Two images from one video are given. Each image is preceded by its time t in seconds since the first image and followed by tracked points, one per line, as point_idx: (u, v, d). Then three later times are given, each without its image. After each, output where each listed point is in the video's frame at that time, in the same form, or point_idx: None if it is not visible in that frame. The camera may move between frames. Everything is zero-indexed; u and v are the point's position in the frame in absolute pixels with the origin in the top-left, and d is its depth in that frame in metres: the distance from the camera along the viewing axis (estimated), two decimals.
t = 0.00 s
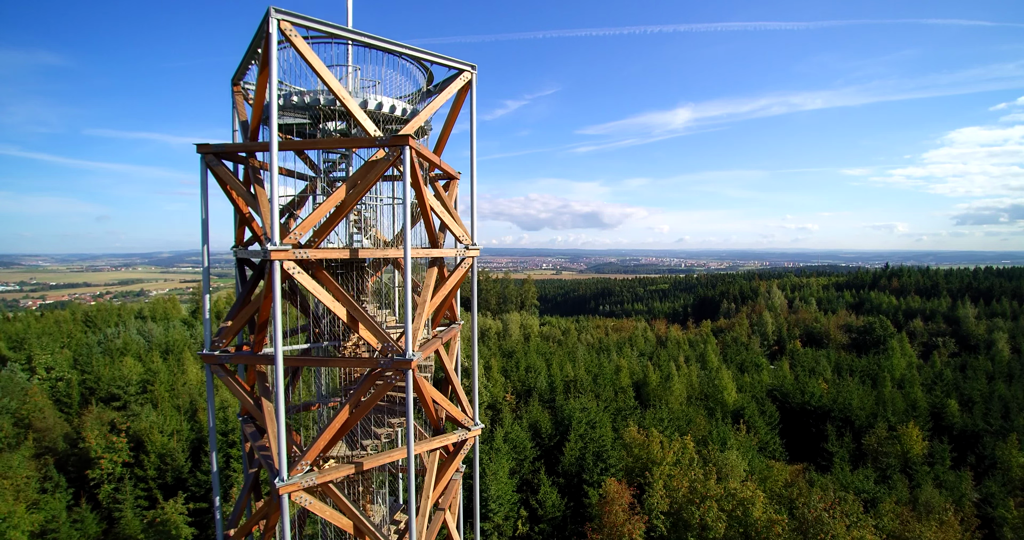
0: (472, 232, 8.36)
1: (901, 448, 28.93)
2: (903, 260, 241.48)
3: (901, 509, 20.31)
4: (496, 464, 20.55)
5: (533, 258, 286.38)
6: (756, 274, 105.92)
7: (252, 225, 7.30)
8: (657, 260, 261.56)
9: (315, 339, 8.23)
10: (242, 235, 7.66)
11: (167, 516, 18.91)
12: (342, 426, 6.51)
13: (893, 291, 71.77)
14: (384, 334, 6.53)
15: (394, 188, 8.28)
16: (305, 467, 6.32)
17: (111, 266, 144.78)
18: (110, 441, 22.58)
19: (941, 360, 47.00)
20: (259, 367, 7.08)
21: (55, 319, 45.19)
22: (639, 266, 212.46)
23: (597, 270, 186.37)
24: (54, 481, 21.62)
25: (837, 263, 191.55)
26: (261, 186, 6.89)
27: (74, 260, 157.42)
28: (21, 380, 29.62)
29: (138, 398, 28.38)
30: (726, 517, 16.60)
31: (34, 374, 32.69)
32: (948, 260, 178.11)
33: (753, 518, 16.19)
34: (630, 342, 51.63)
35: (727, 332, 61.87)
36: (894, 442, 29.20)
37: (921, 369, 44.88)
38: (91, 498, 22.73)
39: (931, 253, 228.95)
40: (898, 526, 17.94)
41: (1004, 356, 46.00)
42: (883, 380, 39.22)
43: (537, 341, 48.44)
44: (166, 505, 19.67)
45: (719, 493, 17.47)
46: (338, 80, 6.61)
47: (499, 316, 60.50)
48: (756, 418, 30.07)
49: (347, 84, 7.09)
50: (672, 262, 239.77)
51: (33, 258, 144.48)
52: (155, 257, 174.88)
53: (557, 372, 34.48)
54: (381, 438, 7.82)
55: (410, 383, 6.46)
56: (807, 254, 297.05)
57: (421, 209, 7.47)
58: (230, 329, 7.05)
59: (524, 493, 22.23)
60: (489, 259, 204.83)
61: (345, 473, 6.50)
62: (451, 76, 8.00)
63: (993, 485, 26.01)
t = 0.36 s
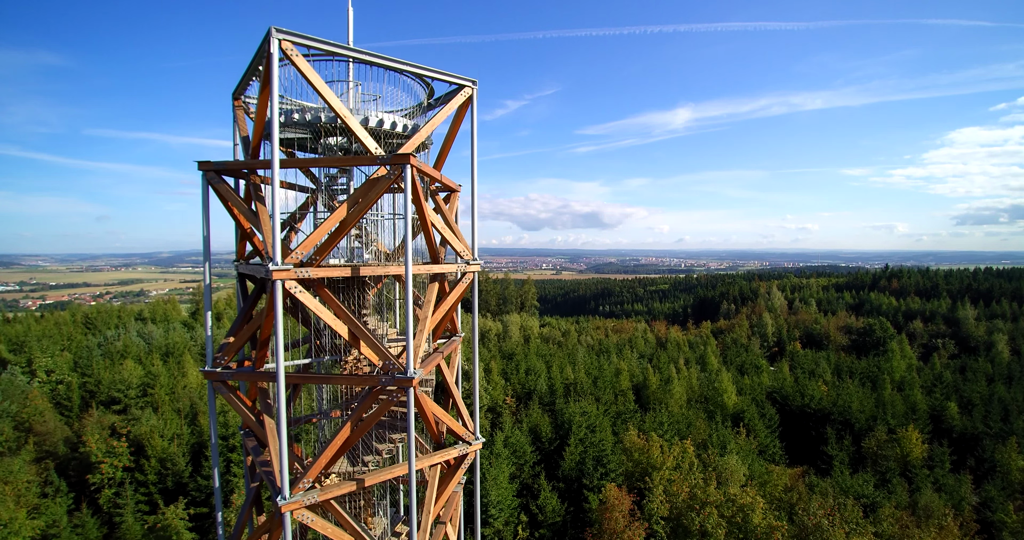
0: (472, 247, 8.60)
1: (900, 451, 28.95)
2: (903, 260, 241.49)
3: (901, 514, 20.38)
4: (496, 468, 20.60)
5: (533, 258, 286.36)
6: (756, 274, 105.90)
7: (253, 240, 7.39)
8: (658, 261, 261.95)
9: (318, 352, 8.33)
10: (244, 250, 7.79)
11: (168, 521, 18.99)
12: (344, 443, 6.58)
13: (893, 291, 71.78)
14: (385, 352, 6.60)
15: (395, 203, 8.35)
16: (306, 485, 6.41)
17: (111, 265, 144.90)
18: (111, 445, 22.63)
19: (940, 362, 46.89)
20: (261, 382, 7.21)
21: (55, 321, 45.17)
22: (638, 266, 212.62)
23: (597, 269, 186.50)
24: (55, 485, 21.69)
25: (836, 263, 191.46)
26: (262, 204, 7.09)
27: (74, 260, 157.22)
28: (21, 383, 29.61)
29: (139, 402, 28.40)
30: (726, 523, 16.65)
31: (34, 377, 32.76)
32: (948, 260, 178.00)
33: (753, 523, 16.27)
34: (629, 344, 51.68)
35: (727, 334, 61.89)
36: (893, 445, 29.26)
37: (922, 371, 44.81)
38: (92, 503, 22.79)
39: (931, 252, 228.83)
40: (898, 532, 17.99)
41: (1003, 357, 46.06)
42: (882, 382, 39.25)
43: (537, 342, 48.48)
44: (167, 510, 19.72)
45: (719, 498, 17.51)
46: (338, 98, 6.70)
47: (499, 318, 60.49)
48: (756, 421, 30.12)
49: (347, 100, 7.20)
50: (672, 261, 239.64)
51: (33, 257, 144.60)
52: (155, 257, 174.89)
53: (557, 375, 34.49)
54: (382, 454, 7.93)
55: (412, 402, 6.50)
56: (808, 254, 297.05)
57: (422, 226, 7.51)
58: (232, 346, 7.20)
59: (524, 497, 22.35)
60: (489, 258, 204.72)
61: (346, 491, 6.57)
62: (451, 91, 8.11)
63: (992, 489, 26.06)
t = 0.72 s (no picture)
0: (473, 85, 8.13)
1: (900, 453, 28.61)
2: (902, 262, 240.98)
3: (900, 520, 20.10)
4: (496, 470, 20.30)
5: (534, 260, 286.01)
6: (755, 274, 105.32)
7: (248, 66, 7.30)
8: (657, 259, 262.21)
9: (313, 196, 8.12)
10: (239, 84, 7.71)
11: (170, 526, 18.87)
12: (341, 241, 6.48)
13: (892, 293, 71.29)
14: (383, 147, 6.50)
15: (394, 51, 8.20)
16: (302, 276, 6.32)
17: (112, 265, 144.90)
18: (111, 449, 22.34)
19: (940, 364, 45.85)
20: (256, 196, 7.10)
21: (55, 322, 44.85)
22: (638, 266, 212.50)
23: (597, 269, 186.29)
24: (56, 489, 21.42)
25: (836, 266, 190.92)
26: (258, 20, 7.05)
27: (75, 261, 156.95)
28: (21, 386, 29.23)
29: (139, 404, 28.05)
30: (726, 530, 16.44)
31: (34, 381, 32.60)
32: (948, 263, 177.28)
33: (753, 530, 16.04)
34: (629, 345, 51.30)
35: (727, 334, 61.50)
36: (893, 448, 28.94)
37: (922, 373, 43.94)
38: (92, 507, 22.54)
39: (931, 254, 228.06)
40: None
41: (1004, 359, 45.61)
42: (882, 383, 38.82)
43: (537, 344, 48.08)
44: (167, 516, 19.50)
45: (718, 504, 17.26)
46: None
47: (499, 317, 60.09)
48: (756, 423, 29.77)
49: None
50: (672, 262, 239.25)
51: (34, 259, 144.51)
52: (155, 257, 174.61)
53: (557, 376, 34.11)
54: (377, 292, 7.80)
55: (408, 195, 6.48)
56: (807, 255, 296.51)
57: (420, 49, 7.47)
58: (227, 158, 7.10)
59: (523, 502, 22.17)
60: (489, 258, 204.32)
61: (340, 291, 6.54)
62: (452, 104, 7.97)
63: (991, 492, 25.64)
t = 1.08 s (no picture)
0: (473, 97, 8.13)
1: (900, 456, 28.60)
2: (902, 262, 240.92)
3: (900, 524, 20.12)
4: (495, 474, 20.31)
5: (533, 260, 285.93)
6: (754, 275, 105.24)
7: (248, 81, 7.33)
8: (657, 261, 261.85)
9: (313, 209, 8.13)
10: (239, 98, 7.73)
11: (170, 531, 18.88)
12: (341, 256, 6.50)
13: (892, 293, 71.22)
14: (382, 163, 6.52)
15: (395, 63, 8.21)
16: (301, 292, 6.33)
17: (111, 265, 144.79)
18: (111, 453, 22.35)
19: (939, 365, 45.87)
20: (255, 210, 7.12)
21: (55, 324, 44.81)
22: (638, 266, 212.70)
23: (597, 270, 186.31)
24: (56, 493, 21.43)
25: (835, 266, 190.83)
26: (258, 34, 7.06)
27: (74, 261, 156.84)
28: (22, 388, 29.23)
29: (139, 407, 28.04)
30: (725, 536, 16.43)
31: (34, 383, 32.53)
32: (947, 262, 177.22)
33: (752, 535, 16.03)
34: (628, 346, 51.27)
35: (727, 335, 61.49)
36: (892, 450, 28.93)
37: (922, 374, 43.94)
38: (93, 511, 22.54)
39: (931, 254, 227.93)
40: None
41: (1003, 360, 45.58)
42: (881, 385, 38.80)
43: (537, 345, 48.03)
44: (167, 520, 19.55)
45: (717, 509, 17.25)
46: None
47: (499, 318, 60.06)
48: (756, 426, 29.77)
49: None
50: (671, 262, 239.22)
51: (33, 259, 144.37)
52: (155, 257, 174.51)
53: (557, 378, 34.08)
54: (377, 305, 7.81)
55: (408, 211, 6.51)
56: (807, 255, 296.27)
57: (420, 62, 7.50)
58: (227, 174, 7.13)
59: (523, 506, 22.21)
60: (489, 258, 204.26)
61: (339, 306, 6.56)
62: (452, 115, 7.97)
63: (991, 495, 25.64)
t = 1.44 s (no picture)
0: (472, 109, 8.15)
1: (900, 458, 28.59)
2: (902, 262, 240.85)
3: (900, 528, 20.12)
4: (495, 479, 20.30)
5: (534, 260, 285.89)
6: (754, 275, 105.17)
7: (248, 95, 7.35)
8: (657, 260, 261.85)
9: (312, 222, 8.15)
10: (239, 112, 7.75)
11: (170, 535, 18.90)
12: (340, 271, 6.52)
13: (892, 294, 71.14)
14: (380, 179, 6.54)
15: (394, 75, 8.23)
16: (300, 308, 6.34)
17: (110, 265, 144.72)
18: (111, 457, 22.34)
19: (939, 367, 45.88)
20: (255, 224, 7.14)
21: (55, 326, 44.77)
22: (637, 266, 212.59)
23: (597, 269, 186.29)
24: (56, 497, 21.45)
25: (835, 266, 190.76)
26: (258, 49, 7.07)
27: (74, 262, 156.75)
28: (22, 391, 29.22)
29: (139, 410, 28.02)
30: None
31: (34, 386, 32.48)
32: (946, 262, 177.20)
33: None
34: (628, 347, 51.24)
35: (727, 336, 61.46)
36: (893, 453, 28.93)
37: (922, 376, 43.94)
38: (93, 515, 22.55)
39: (931, 254, 227.76)
40: None
41: (1003, 361, 45.57)
42: (881, 387, 38.76)
43: (537, 347, 48.00)
44: (167, 524, 19.59)
45: (717, 514, 17.23)
46: None
47: (499, 319, 60.02)
48: (756, 428, 29.77)
49: None
50: (671, 262, 239.22)
51: (32, 259, 144.30)
52: (155, 257, 174.50)
53: (557, 381, 34.07)
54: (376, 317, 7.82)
55: (407, 227, 6.51)
56: (807, 254, 296.08)
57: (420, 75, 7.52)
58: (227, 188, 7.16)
59: (523, 510, 22.25)
60: (488, 258, 204.13)
61: (339, 322, 6.57)
62: (452, 128, 8.00)
63: (991, 498, 25.66)
